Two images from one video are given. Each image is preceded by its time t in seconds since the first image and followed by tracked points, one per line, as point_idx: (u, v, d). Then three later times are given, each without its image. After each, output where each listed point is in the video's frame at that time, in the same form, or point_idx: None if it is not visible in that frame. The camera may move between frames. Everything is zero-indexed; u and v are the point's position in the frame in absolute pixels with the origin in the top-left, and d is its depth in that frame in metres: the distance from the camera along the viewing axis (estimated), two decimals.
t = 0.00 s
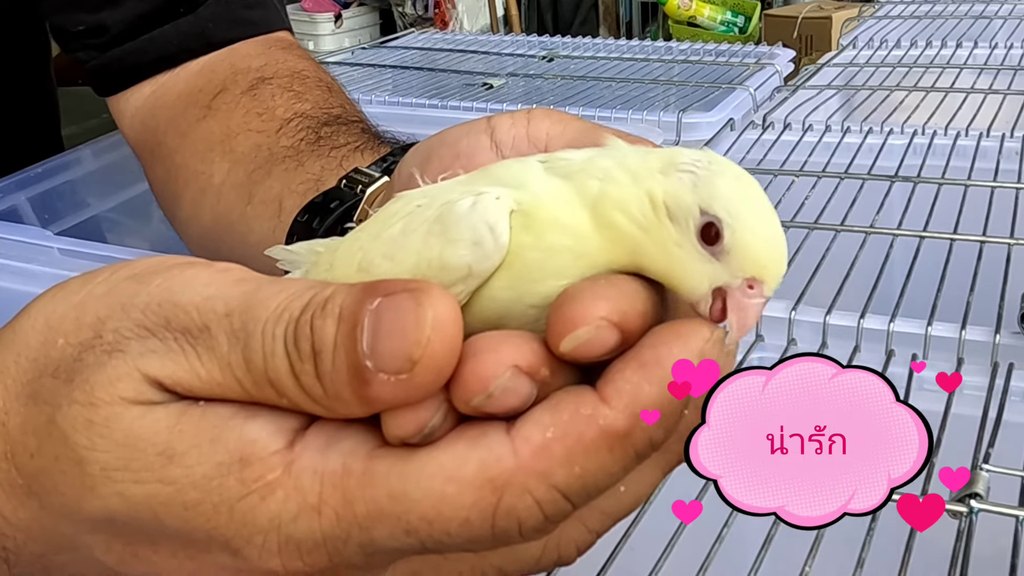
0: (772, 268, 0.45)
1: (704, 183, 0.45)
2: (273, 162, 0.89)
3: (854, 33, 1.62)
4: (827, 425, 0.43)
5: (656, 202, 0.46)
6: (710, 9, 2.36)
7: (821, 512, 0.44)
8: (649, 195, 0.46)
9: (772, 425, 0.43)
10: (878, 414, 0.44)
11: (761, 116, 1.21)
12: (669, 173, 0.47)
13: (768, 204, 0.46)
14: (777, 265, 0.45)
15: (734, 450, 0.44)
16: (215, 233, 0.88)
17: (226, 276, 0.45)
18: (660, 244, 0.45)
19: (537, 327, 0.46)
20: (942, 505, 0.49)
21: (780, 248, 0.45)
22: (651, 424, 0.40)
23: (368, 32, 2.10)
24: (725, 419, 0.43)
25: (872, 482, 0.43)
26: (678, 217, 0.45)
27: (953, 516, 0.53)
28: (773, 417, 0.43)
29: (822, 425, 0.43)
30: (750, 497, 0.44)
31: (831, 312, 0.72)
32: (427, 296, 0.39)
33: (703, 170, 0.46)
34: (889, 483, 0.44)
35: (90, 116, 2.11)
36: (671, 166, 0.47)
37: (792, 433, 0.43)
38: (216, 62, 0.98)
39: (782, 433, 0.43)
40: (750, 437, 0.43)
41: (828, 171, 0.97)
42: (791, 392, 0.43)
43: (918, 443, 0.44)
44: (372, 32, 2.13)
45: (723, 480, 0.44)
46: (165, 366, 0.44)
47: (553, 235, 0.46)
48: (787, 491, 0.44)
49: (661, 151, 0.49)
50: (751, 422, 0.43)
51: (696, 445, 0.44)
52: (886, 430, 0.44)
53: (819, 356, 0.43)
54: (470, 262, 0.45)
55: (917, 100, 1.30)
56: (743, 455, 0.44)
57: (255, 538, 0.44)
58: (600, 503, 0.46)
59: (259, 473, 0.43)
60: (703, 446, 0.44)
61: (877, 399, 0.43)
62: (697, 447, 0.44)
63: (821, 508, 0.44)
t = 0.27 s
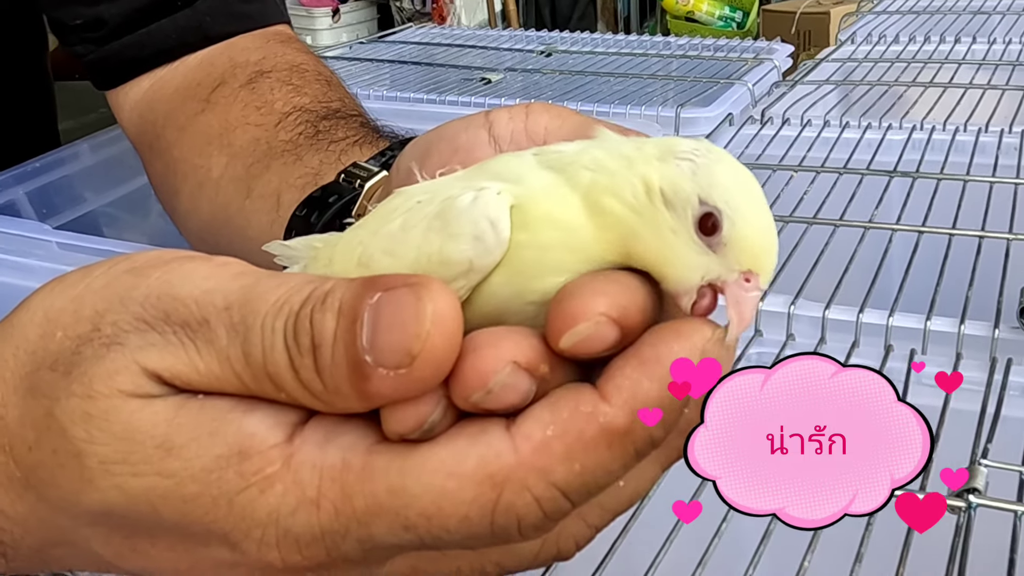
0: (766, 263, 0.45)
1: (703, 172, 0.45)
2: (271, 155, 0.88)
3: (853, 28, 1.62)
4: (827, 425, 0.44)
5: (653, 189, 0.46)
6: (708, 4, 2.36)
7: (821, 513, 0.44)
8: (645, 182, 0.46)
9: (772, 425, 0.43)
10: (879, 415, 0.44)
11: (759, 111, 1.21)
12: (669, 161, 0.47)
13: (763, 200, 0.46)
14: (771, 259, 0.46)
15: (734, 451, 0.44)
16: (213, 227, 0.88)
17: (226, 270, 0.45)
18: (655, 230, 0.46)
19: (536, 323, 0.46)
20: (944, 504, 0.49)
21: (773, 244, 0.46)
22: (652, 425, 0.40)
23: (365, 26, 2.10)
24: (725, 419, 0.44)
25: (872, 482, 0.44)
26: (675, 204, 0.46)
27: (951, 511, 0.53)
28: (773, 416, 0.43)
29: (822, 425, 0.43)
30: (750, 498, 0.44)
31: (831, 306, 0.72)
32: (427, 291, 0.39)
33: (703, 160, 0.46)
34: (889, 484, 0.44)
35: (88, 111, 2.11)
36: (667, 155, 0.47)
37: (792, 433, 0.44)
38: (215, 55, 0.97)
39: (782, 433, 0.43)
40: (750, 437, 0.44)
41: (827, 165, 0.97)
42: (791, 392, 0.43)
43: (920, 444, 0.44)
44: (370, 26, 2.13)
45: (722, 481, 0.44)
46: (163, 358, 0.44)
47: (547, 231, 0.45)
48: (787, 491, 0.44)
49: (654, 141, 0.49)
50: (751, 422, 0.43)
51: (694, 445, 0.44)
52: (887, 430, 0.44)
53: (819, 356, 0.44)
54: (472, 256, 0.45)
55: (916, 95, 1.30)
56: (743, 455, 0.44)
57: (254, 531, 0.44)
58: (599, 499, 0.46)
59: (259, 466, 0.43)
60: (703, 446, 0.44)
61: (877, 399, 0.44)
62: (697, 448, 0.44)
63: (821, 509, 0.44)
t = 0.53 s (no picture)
0: (737, 227, 0.45)
1: (658, 157, 0.46)
2: (270, 151, 0.89)
3: (852, 24, 1.62)
4: (827, 425, 0.43)
5: (616, 183, 0.46)
6: None
7: (822, 514, 0.43)
8: (607, 177, 0.46)
9: (772, 425, 0.43)
10: (879, 414, 0.43)
11: (758, 107, 1.22)
12: (624, 154, 0.47)
13: (725, 167, 0.46)
14: (741, 228, 0.45)
15: (733, 451, 0.43)
16: (213, 222, 0.88)
17: (223, 269, 0.45)
18: (626, 229, 0.46)
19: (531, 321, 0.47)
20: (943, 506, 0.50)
21: (741, 205, 0.46)
22: (652, 424, 0.42)
23: (365, 21, 2.10)
24: (724, 420, 0.42)
25: (873, 483, 0.43)
26: (637, 194, 0.46)
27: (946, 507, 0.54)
28: (772, 416, 0.43)
29: (822, 424, 0.43)
30: (749, 498, 0.43)
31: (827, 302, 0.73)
32: (421, 295, 0.39)
33: (655, 146, 0.46)
34: (891, 485, 0.43)
35: (88, 105, 2.11)
36: (623, 147, 0.47)
37: (792, 433, 0.43)
38: (214, 50, 0.97)
39: (781, 433, 0.43)
40: (749, 436, 0.43)
41: (824, 162, 0.97)
42: (791, 392, 0.43)
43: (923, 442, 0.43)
44: (370, 21, 2.13)
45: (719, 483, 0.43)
46: (160, 355, 0.44)
47: (529, 235, 0.45)
48: (787, 491, 0.43)
49: (612, 137, 0.49)
50: (750, 422, 0.43)
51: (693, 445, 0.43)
52: (888, 430, 0.43)
53: (819, 355, 0.43)
54: (465, 255, 0.45)
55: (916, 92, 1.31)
56: (740, 455, 0.43)
57: (252, 528, 0.45)
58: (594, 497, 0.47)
59: (258, 464, 0.43)
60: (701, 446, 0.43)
61: (877, 398, 0.43)
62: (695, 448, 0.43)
63: (822, 510, 0.43)
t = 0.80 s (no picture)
0: (741, 187, 0.43)
1: (650, 121, 0.44)
2: (270, 132, 0.87)
3: (856, 11, 1.60)
4: (827, 425, 0.44)
5: (611, 153, 0.44)
6: None
7: (821, 514, 0.44)
8: (602, 147, 0.45)
9: (772, 425, 0.44)
10: (878, 415, 0.44)
11: (763, 92, 1.20)
12: (618, 121, 0.45)
13: (727, 126, 0.44)
14: (746, 187, 0.43)
15: (733, 450, 0.44)
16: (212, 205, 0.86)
17: (221, 241, 0.43)
18: (624, 197, 0.44)
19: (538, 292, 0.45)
20: (943, 503, 0.48)
21: (744, 165, 0.43)
22: (650, 424, 0.41)
23: (363, 11, 2.07)
24: (725, 418, 0.44)
25: (872, 482, 0.44)
26: (633, 162, 0.44)
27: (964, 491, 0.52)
28: (773, 417, 0.44)
29: (822, 425, 0.44)
30: (749, 497, 0.44)
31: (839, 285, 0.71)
32: (435, 259, 0.38)
33: (649, 109, 0.45)
34: (890, 485, 0.44)
35: (84, 97, 2.09)
36: (619, 113, 0.46)
37: (792, 433, 0.44)
38: (213, 33, 0.96)
39: (781, 432, 0.44)
40: (749, 436, 0.44)
41: (833, 146, 0.95)
42: (790, 391, 0.44)
43: (919, 443, 0.44)
44: (369, 12, 2.11)
45: (722, 480, 0.45)
46: (158, 332, 0.43)
47: (529, 208, 0.44)
48: (787, 492, 0.44)
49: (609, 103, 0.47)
50: (750, 422, 0.44)
51: (695, 443, 0.45)
52: (887, 430, 0.44)
53: (819, 357, 0.44)
54: (468, 223, 0.44)
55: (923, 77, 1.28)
56: (743, 455, 0.44)
57: (260, 516, 0.44)
58: (609, 481, 0.46)
59: (264, 450, 0.42)
60: (703, 446, 0.45)
61: (877, 399, 0.44)
62: (697, 447, 0.45)
63: (821, 510, 0.44)
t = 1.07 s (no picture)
0: (735, 160, 0.42)
1: (640, 92, 0.43)
2: (266, 121, 0.86)
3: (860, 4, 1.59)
4: (827, 425, 0.44)
5: (600, 126, 0.43)
6: None
7: (821, 513, 0.44)
8: (591, 121, 0.43)
9: (773, 425, 0.44)
10: (878, 414, 0.44)
11: (765, 85, 1.19)
12: (607, 94, 0.44)
13: (721, 98, 0.43)
14: (740, 158, 0.42)
15: (734, 450, 0.44)
16: (207, 196, 0.85)
17: (210, 227, 0.43)
18: (615, 172, 0.43)
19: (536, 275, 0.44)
20: (943, 502, 0.47)
21: (738, 137, 0.42)
22: (650, 424, 0.40)
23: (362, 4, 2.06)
24: (726, 419, 0.44)
25: (872, 482, 0.44)
26: (622, 135, 0.43)
27: (971, 486, 0.51)
28: (773, 416, 0.44)
29: (822, 424, 0.44)
30: (749, 497, 0.44)
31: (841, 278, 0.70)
32: (427, 243, 0.37)
33: (638, 81, 0.43)
34: (889, 484, 0.44)
35: (83, 92, 2.07)
36: (608, 85, 0.44)
37: (792, 433, 0.44)
38: (209, 22, 0.95)
39: (782, 432, 0.44)
40: (750, 436, 0.44)
41: (835, 138, 0.94)
42: (791, 391, 0.44)
43: (918, 444, 0.44)
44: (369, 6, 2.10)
45: (723, 480, 0.45)
46: (145, 321, 0.42)
47: (521, 190, 0.43)
48: (787, 491, 0.44)
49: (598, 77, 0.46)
50: (751, 421, 0.44)
51: (696, 444, 0.45)
52: (887, 429, 0.44)
53: (820, 357, 0.44)
54: (461, 205, 0.43)
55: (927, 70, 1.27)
56: (743, 454, 0.44)
57: (250, 509, 0.42)
58: (611, 475, 0.44)
59: (255, 442, 0.41)
60: (704, 446, 0.45)
61: (877, 399, 0.44)
62: (697, 448, 0.45)
63: (821, 509, 0.44)
